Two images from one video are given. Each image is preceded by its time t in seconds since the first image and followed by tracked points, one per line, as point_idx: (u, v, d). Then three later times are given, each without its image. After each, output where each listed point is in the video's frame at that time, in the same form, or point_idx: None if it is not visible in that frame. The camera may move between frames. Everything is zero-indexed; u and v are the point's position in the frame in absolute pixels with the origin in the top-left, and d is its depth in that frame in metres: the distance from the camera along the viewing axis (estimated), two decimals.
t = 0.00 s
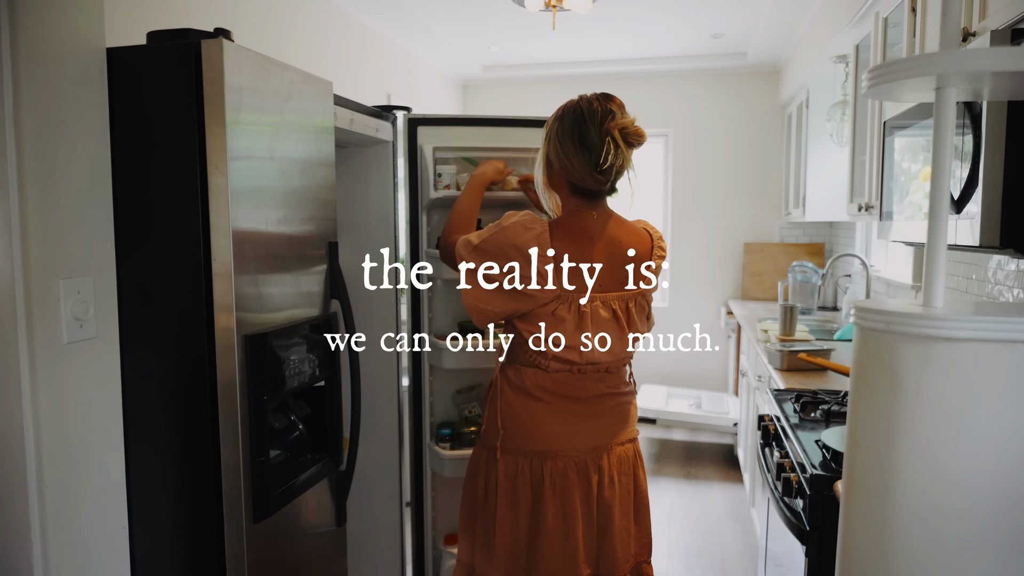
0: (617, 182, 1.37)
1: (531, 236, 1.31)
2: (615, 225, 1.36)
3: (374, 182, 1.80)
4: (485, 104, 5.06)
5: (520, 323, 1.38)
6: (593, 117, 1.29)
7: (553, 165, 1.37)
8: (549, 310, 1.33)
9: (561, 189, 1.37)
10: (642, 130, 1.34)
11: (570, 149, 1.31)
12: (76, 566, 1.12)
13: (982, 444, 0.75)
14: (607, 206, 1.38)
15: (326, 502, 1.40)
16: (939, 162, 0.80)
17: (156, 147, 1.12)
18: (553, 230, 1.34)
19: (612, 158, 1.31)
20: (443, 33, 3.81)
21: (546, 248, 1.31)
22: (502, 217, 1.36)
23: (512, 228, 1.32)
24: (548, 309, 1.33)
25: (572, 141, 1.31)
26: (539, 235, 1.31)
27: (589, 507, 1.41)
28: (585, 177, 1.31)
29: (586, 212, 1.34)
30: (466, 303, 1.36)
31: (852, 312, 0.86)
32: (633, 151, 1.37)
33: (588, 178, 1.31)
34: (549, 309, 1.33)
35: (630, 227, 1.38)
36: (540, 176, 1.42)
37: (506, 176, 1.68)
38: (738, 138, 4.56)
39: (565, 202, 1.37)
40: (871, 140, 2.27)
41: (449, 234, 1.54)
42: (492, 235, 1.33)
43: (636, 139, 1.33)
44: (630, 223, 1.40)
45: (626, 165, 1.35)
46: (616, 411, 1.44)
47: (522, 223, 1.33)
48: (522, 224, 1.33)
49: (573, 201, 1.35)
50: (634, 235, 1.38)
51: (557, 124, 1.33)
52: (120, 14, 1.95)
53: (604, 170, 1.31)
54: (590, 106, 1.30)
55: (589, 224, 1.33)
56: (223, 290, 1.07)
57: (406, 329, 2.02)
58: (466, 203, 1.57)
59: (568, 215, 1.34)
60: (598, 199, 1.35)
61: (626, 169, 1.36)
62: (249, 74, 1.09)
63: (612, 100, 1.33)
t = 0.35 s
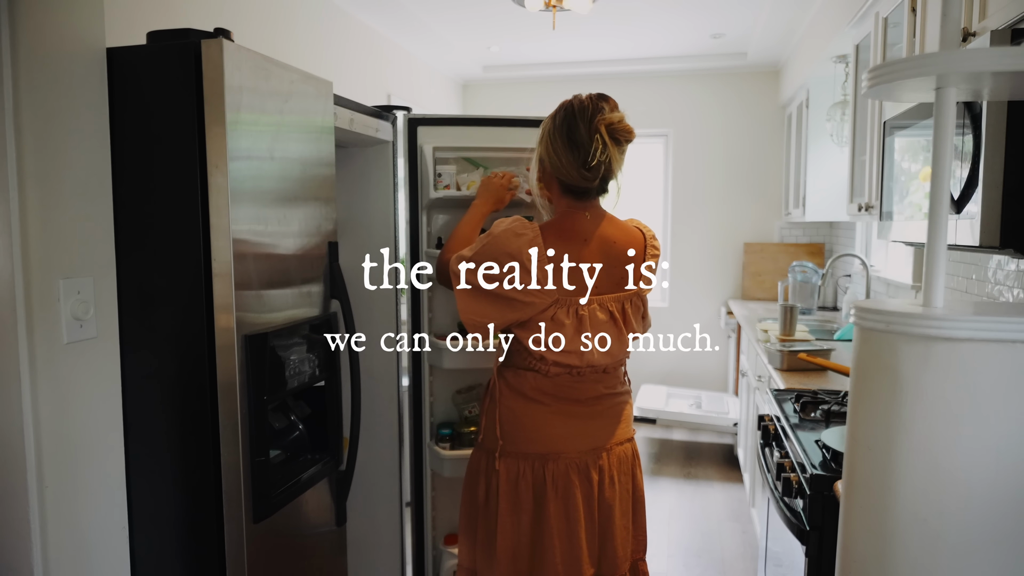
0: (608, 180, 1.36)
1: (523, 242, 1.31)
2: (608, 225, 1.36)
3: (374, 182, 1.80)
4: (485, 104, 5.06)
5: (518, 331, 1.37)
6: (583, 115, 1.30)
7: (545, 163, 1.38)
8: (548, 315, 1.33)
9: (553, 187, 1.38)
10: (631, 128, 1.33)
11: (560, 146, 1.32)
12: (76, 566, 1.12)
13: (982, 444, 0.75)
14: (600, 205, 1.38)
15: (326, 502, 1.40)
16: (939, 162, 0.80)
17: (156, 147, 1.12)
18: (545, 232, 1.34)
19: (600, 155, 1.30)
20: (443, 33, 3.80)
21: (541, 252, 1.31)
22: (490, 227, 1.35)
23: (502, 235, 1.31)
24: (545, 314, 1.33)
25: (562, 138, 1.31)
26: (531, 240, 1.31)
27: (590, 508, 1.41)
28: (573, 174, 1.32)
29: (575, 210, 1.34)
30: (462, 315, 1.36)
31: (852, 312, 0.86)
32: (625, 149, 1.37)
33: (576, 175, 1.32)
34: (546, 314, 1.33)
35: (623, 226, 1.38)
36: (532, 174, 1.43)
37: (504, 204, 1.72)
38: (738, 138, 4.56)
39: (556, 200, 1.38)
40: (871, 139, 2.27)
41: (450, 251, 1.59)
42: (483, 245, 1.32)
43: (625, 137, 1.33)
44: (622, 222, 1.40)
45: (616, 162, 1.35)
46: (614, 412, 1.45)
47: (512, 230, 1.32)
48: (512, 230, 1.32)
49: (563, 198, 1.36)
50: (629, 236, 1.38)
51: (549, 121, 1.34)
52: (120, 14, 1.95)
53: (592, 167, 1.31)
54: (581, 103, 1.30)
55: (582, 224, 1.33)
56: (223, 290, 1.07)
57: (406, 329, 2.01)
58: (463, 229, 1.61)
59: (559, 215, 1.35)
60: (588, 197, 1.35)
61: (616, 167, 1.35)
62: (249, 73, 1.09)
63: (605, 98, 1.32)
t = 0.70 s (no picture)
0: (603, 183, 1.35)
1: (516, 242, 1.31)
2: (605, 225, 1.35)
3: (374, 182, 1.80)
4: (485, 104, 5.06)
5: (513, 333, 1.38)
6: (576, 115, 1.30)
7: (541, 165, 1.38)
8: (540, 315, 1.33)
9: (548, 189, 1.39)
10: (626, 128, 1.32)
11: (554, 147, 1.32)
12: (76, 566, 1.12)
13: (981, 444, 0.75)
14: (598, 207, 1.37)
15: (326, 502, 1.40)
16: (939, 162, 0.80)
17: (156, 147, 1.12)
18: (538, 232, 1.34)
19: (592, 157, 1.30)
20: (443, 33, 3.80)
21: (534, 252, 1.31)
22: (487, 225, 1.36)
23: (496, 234, 1.32)
24: (537, 314, 1.33)
25: (555, 140, 1.32)
26: (524, 240, 1.31)
27: (585, 510, 1.41)
28: (565, 175, 1.32)
29: (569, 211, 1.34)
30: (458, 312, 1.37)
31: (852, 312, 0.86)
32: (621, 150, 1.36)
33: (568, 176, 1.32)
34: (539, 314, 1.33)
35: (620, 226, 1.38)
36: (529, 176, 1.44)
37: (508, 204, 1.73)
38: (738, 138, 4.56)
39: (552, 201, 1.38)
40: (871, 140, 2.27)
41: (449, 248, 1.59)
42: (479, 243, 1.34)
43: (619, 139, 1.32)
44: (618, 223, 1.39)
45: (611, 164, 1.34)
46: (611, 414, 1.44)
47: (506, 229, 1.33)
48: (507, 229, 1.32)
49: (558, 200, 1.36)
50: (627, 236, 1.38)
51: (544, 123, 1.35)
52: (120, 14, 1.95)
53: (585, 169, 1.31)
54: (575, 104, 1.30)
55: (577, 225, 1.33)
56: (223, 290, 1.07)
57: (405, 329, 2.01)
58: (466, 227, 1.64)
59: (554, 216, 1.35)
60: (582, 199, 1.34)
61: (611, 169, 1.35)
62: (249, 73, 1.09)
63: (601, 100, 1.32)
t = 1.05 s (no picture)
0: (604, 183, 1.35)
1: (515, 241, 1.31)
2: (605, 225, 1.35)
3: (374, 182, 1.80)
4: (485, 104, 5.06)
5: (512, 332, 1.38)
6: (577, 115, 1.29)
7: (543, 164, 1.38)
8: (538, 314, 1.34)
9: (549, 187, 1.39)
10: (627, 128, 1.32)
11: (555, 147, 1.32)
12: (76, 566, 1.12)
13: (981, 444, 0.75)
14: (599, 207, 1.37)
15: (326, 503, 1.40)
16: (939, 162, 0.80)
17: (156, 147, 1.12)
18: (538, 231, 1.34)
19: (593, 157, 1.30)
20: (443, 33, 3.81)
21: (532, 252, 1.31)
22: (489, 222, 1.37)
23: (495, 232, 1.33)
24: (535, 313, 1.34)
25: (557, 139, 1.32)
26: (522, 239, 1.32)
27: (586, 511, 1.41)
28: (565, 175, 1.32)
29: (570, 211, 1.34)
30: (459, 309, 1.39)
31: (852, 312, 0.86)
32: (623, 150, 1.35)
33: (568, 176, 1.32)
34: (536, 313, 1.34)
35: (621, 226, 1.38)
36: (531, 174, 1.44)
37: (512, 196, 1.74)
38: (739, 138, 4.56)
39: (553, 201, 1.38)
40: (871, 139, 2.27)
41: (456, 242, 1.61)
42: (479, 240, 1.35)
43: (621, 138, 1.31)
44: (619, 223, 1.38)
45: (612, 164, 1.33)
46: (612, 414, 1.44)
47: (506, 228, 1.33)
48: (506, 228, 1.33)
49: (559, 200, 1.36)
50: (628, 236, 1.37)
51: (547, 121, 1.35)
52: (120, 14, 1.95)
53: (585, 169, 1.31)
54: (577, 103, 1.30)
55: (577, 225, 1.33)
56: (223, 290, 1.07)
57: (406, 329, 2.01)
58: (472, 221, 1.63)
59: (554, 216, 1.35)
60: (583, 199, 1.34)
61: (613, 169, 1.34)
62: (249, 73, 1.09)
63: (603, 99, 1.32)
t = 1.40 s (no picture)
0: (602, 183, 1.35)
1: (512, 243, 1.32)
2: (604, 226, 1.34)
3: (374, 182, 1.80)
4: (485, 104, 5.06)
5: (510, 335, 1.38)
6: (575, 114, 1.29)
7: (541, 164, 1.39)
8: (537, 318, 1.34)
9: (546, 187, 1.39)
10: (625, 127, 1.31)
11: (552, 146, 1.32)
12: (77, 565, 1.12)
13: (982, 444, 0.75)
14: (598, 207, 1.36)
15: (326, 503, 1.40)
16: (939, 162, 0.80)
17: (156, 147, 1.12)
18: (537, 232, 1.34)
19: (590, 156, 1.30)
20: (443, 33, 3.81)
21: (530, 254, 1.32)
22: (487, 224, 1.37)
23: (494, 235, 1.33)
24: (535, 316, 1.34)
25: (554, 138, 1.32)
26: (520, 241, 1.32)
27: (586, 513, 1.41)
28: (562, 174, 1.32)
29: (567, 211, 1.34)
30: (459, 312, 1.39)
31: (852, 312, 0.86)
32: (621, 149, 1.35)
33: (566, 175, 1.32)
34: (535, 316, 1.34)
35: (621, 227, 1.37)
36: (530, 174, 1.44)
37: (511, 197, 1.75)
38: (739, 137, 4.56)
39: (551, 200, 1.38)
40: (871, 139, 2.27)
41: (457, 243, 1.61)
42: (477, 243, 1.35)
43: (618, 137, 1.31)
44: (619, 223, 1.38)
45: (610, 163, 1.33)
46: (611, 416, 1.44)
47: (504, 230, 1.34)
48: (504, 230, 1.33)
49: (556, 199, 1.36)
50: (628, 236, 1.37)
51: (545, 120, 1.35)
52: (120, 15, 1.95)
53: (582, 168, 1.31)
54: (574, 102, 1.30)
55: (576, 226, 1.33)
56: (223, 290, 1.07)
57: (406, 329, 2.01)
58: (474, 222, 1.64)
59: (552, 216, 1.35)
60: (580, 199, 1.34)
61: (610, 168, 1.34)
62: (249, 73, 1.09)
63: (601, 98, 1.32)
